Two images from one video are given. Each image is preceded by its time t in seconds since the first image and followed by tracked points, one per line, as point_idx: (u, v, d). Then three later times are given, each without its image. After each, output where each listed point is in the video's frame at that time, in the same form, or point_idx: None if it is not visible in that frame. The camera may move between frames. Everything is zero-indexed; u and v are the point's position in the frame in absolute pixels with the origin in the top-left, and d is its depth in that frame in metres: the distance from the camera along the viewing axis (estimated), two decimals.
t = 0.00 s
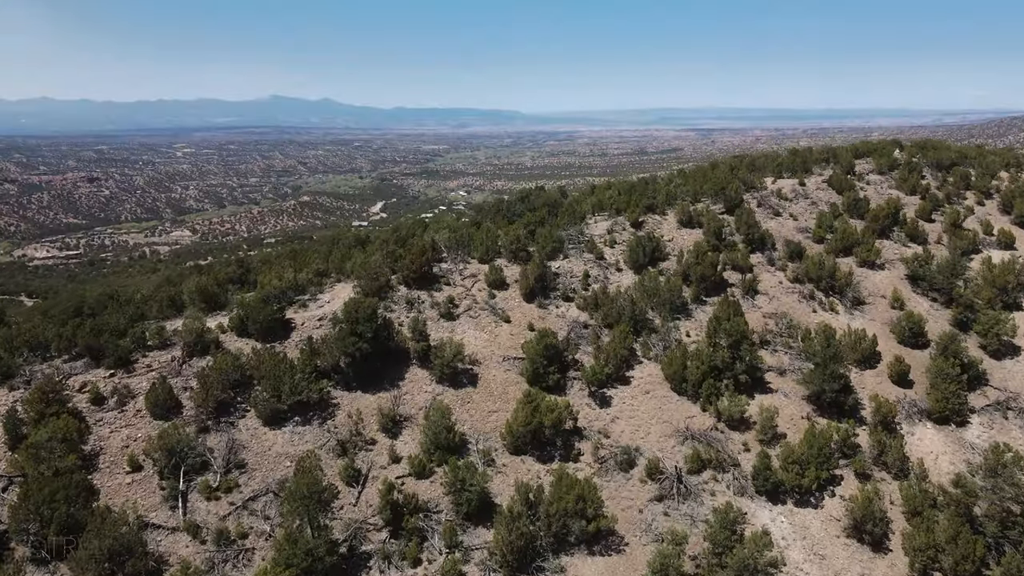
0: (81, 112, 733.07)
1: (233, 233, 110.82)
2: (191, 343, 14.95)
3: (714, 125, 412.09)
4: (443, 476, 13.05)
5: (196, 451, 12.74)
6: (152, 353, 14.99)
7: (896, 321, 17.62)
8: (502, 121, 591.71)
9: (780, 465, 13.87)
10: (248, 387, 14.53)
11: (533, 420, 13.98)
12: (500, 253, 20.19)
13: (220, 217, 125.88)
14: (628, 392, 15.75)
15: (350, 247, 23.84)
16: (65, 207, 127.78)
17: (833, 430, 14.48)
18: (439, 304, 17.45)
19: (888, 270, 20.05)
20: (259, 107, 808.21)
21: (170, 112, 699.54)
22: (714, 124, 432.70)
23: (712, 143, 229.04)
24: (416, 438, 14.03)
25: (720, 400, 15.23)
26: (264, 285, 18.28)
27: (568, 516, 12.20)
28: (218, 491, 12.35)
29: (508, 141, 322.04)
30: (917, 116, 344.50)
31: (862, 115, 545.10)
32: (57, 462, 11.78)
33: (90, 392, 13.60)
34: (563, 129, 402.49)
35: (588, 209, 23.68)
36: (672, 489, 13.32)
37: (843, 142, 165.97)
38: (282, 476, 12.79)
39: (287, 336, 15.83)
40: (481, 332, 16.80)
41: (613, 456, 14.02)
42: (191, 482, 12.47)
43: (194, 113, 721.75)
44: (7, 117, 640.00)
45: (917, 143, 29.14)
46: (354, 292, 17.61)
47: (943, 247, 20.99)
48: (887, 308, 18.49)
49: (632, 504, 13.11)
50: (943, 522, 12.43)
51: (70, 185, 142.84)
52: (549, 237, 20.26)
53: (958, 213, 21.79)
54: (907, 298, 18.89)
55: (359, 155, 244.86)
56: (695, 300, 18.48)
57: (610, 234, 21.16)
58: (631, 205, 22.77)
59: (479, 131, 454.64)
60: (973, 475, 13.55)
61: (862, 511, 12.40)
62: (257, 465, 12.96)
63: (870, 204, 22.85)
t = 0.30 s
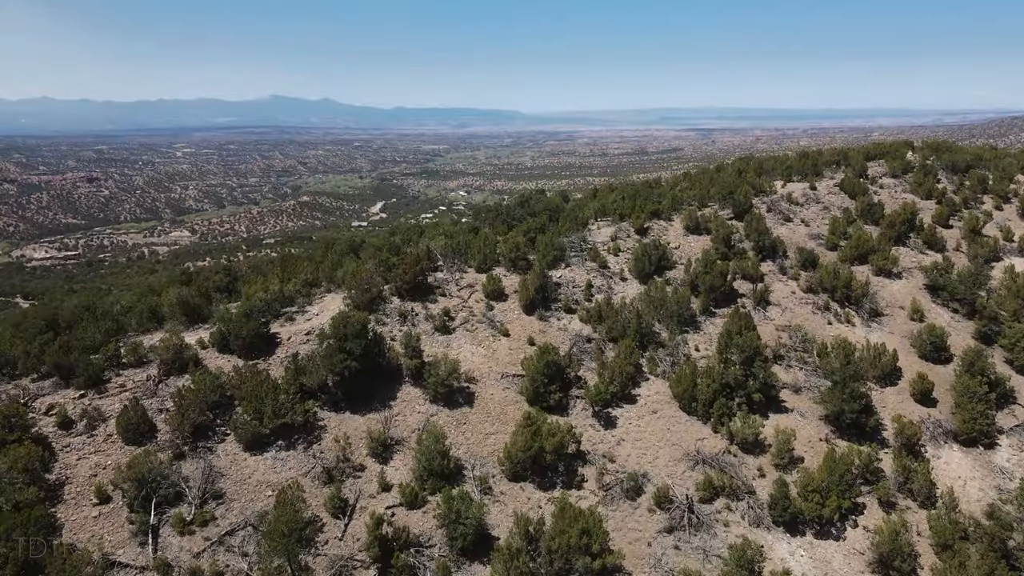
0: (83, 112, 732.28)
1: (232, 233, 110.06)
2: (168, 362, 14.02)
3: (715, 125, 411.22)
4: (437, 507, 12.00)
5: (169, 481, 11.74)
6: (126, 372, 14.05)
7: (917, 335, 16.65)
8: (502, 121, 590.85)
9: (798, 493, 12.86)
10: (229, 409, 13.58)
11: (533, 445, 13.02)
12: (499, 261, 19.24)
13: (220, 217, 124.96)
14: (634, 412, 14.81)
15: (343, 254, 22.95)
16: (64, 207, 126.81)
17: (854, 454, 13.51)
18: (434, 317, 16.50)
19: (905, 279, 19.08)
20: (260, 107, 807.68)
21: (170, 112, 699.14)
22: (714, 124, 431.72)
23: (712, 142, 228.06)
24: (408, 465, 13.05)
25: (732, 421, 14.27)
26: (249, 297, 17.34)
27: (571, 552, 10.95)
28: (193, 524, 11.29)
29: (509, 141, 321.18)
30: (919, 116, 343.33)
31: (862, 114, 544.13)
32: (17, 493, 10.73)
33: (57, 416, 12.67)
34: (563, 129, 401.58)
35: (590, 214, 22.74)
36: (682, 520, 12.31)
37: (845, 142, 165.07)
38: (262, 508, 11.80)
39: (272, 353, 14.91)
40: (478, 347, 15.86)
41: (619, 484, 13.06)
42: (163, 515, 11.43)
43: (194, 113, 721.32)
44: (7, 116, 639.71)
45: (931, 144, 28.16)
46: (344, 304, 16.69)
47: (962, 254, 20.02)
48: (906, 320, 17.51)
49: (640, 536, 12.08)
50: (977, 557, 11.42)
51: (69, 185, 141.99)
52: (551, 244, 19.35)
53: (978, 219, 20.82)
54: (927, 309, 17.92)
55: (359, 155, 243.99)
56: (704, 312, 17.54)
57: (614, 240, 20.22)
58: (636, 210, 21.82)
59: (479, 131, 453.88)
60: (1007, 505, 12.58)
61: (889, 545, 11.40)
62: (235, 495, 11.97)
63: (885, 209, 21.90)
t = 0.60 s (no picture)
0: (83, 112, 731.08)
1: (231, 234, 109.26)
2: (142, 380, 13.07)
3: (715, 125, 410.36)
4: (429, 540, 10.99)
5: (138, 512, 10.75)
6: (97, 392, 13.11)
7: (940, 348, 15.68)
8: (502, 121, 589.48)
9: (819, 524, 11.76)
10: (206, 431, 12.60)
11: (534, 470, 12.04)
12: (498, 269, 18.30)
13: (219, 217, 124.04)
14: (641, 433, 13.87)
15: (335, 260, 21.99)
16: (62, 207, 125.81)
17: (879, 479, 12.53)
18: (428, 329, 15.57)
19: (925, 288, 18.13)
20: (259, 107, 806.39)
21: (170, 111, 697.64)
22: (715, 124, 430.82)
23: (713, 142, 227.09)
24: (398, 491, 12.08)
25: (747, 443, 13.31)
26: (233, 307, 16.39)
27: None
28: (163, 561, 10.27)
29: (509, 141, 320.13)
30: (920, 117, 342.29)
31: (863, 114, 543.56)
32: None
33: (19, 440, 11.70)
34: (564, 129, 400.97)
35: (593, 218, 21.80)
36: (695, 553, 11.25)
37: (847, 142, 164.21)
38: (239, 542, 10.83)
39: (255, 369, 13.95)
40: (475, 362, 14.93)
41: (626, 512, 12.07)
42: (131, 551, 10.44)
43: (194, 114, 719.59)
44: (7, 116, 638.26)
45: (945, 146, 27.21)
46: (334, 316, 15.75)
47: (983, 261, 19.05)
48: (927, 332, 16.57)
49: (649, 571, 11.04)
50: None
51: (68, 185, 141.01)
52: (553, 251, 18.40)
53: (999, 223, 19.84)
54: (949, 320, 16.96)
55: (358, 155, 243.06)
56: (714, 323, 16.61)
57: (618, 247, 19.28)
58: (641, 214, 20.88)
59: (480, 131, 452.91)
60: None
61: None
62: (211, 528, 11.00)
63: (901, 213, 20.94)
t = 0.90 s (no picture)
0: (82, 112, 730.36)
1: (231, 234, 108.47)
2: (113, 400, 12.11)
3: (717, 124, 409.64)
4: None
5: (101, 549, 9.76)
6: (64, 413, 12.15)
7: (967, 362, 14.72)
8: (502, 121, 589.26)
9: (847, 557, 10.74)
10: (181, 456, 11.64)
11: (536, 498, 11.07)
12: (497, 277, 17.35)
13: (218, 217, 123.12)
14: (650, 455, 12.90)
15: (327, 267, 21.06)
16: (61, 207, 124.81)
17: (909, 507, 11.54)
18: (422, 342, 14.64)
19: (947, 296, 17.19)
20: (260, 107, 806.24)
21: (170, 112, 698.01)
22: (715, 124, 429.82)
23: (714, 142, 226.03)
24: (387, 522, 11.08)
25: (764, 467, 12.36)
26: (215, 318, 15.43)
27: None
28: None
29: (510, 141, 319.15)
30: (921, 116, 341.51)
31: (863, 114, 543.01)
32: None
33: None
34: (565, 129, 399.94)
35: (597, 223, 20.85)
36: None
37: (850, 142, 163.27)
38: None
39: (236, 387, 12.99)
40: (472, 379, 14.01)
41: (635, 543, 11.00)
42: None
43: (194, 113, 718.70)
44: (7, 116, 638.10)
45: (961, 146, 26.27)
46: (323, 328, 14.78)
47: (1008, 267, 18.10)
48: (952, 344, 15.62)
49: None
50: None
51: (67, 185, 139.98)
52: (554, 257, 17.47)
53: None
54: (974, 331, 16.01)
55: (359, 155, 242.14)
56: (725, 334, 15.69)
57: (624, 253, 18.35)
58: (647, 218, 19.95)
59: (480, 131, 452.03)
60: None
61: None
62: (182, 566, 10.04)
63: (919, 217, 19.99)
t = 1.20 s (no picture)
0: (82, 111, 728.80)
1: (231, 234, 107.61)
2: (79, 424, 11.13)
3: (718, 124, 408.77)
4: None
5: None
6: (27, 439, 11.19)
7: (999, 379, 13.76)
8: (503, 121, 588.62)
9: None
10: (153, 485, 10.66)
11: (538, 533, 10.08)
12: (497, 287, 16.42)
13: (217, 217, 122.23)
14: (662, 483, 11.93)
15: (319, 275, 20.13)
16: (59, 207, 123.76)
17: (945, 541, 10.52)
18: (416, 358, 13.70)
19: (973, 307, 16.25)
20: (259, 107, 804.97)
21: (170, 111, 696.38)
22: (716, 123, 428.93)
23: (715, 142, 225.17)
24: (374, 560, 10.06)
25: (785, 497, 11.39)
26: (196, 332, 14.48)
27: None
28: None
29: (511, 141, 318.13)
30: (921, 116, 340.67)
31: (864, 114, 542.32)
32: None
33: None
34: (566, 129, 399.08)
35: (602, 228, 19.90)
36: None
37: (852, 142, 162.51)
38: None
39: (215, 409, 12.03)
40: (470, 399, 13.09)
41: None
42: None
43: (194, 113, 717.48)
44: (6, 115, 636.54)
45: (978, 148, 25.35)
46: (310, 343, 13.84)
47: None
48: (980, 359, 14.66)
49: None
50: None
51: (66, 185, 138.96)
52: (558, 265, 16.53)
53: None
54: (1003, 345, 15.05)
55: (359, 155, 241.14)
56: (739, 349, 14.76)
57: (630, 260, 17.41)
58: (653, 224, 19.01)
59: (481, 130, 451.10)
60: None
61: None
62: None
63: (939, 222, 19.06)
